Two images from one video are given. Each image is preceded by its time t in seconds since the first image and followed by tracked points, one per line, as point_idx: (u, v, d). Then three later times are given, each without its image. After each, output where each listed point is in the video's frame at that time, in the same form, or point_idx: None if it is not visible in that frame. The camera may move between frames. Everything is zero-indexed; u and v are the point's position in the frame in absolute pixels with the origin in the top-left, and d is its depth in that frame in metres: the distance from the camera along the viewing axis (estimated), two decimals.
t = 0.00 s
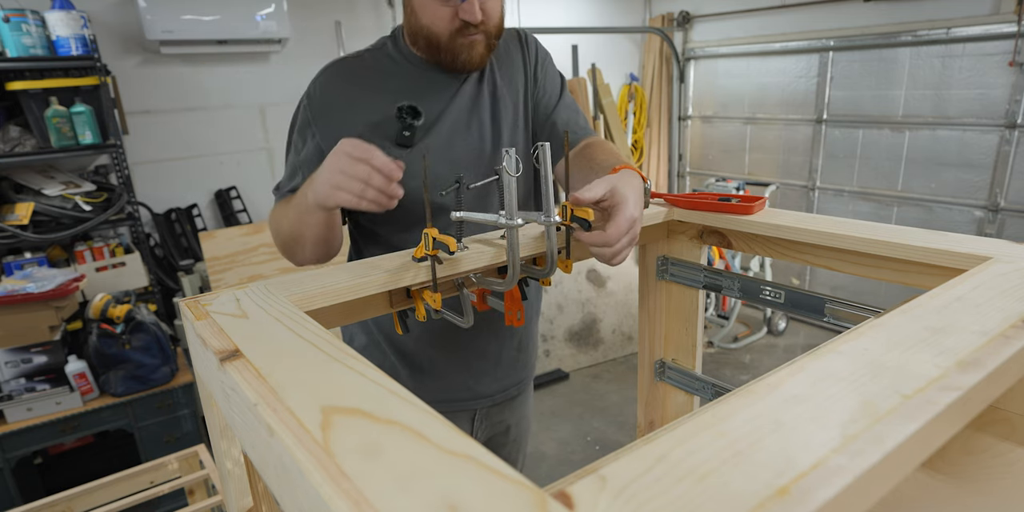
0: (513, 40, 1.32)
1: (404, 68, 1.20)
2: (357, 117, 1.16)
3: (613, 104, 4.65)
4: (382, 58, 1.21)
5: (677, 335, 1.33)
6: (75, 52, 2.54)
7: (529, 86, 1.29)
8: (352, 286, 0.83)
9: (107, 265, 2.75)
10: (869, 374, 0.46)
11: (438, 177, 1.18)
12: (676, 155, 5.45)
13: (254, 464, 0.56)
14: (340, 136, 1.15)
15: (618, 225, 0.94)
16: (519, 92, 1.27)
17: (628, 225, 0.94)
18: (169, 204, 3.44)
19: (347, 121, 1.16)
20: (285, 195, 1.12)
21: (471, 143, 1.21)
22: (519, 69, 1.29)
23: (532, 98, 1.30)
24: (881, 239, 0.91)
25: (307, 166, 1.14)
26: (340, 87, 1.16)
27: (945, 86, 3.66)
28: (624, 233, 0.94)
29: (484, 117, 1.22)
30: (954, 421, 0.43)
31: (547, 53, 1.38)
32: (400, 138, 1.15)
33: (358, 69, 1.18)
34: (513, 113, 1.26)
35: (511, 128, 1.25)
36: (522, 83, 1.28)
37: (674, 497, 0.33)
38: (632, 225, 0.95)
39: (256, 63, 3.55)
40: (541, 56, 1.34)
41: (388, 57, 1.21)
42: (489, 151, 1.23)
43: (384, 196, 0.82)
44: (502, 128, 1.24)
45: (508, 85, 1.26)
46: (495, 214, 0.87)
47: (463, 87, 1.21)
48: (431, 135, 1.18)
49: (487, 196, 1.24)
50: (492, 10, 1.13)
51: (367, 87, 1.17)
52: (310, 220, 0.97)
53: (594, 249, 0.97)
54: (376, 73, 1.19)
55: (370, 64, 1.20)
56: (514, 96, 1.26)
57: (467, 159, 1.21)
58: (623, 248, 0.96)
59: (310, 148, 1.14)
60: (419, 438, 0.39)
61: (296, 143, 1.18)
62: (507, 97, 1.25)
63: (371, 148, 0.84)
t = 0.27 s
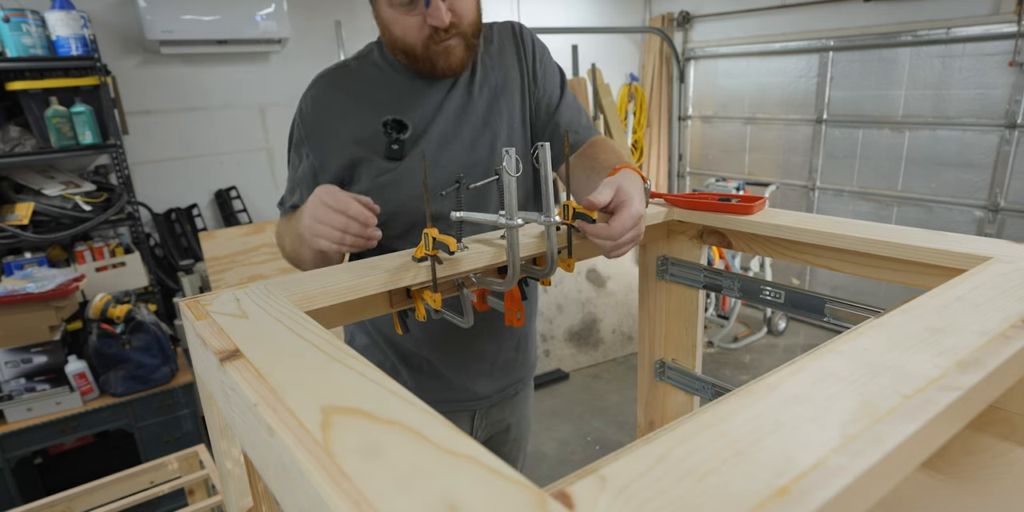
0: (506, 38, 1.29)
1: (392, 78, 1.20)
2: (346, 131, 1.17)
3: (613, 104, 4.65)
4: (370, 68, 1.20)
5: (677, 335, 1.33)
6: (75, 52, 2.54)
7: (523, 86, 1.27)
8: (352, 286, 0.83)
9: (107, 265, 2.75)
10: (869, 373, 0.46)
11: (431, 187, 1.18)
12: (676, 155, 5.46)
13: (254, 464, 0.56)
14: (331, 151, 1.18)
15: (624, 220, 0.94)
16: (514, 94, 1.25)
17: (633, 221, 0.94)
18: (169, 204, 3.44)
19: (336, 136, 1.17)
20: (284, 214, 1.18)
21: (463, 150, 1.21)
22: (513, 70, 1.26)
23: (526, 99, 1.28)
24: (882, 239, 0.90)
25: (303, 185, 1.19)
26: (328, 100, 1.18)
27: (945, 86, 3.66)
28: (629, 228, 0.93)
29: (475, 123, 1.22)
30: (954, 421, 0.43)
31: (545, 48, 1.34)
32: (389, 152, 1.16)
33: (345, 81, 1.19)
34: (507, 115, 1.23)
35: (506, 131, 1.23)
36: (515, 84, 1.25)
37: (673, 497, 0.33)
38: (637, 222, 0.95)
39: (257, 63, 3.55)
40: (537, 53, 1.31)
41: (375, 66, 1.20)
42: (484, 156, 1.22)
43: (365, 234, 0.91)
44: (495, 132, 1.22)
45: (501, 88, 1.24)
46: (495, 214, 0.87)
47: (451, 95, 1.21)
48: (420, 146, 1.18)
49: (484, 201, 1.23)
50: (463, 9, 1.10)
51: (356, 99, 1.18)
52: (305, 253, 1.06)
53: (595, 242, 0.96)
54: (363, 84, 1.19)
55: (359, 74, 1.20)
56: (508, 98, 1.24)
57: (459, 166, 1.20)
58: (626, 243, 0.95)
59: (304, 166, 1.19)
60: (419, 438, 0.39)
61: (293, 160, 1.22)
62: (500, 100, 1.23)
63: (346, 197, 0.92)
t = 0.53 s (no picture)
0: (499, 38, 1.28)
1: (383, 84, 1.18)
2: (341, 141, 1.18)
3: (613, 104, 4.65)
4: (362, 74, 1.20)
5: (677, 334, 1.33)
6: (75, 52, 2.54)
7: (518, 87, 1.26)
8: (352, 286, 0.83)
9: (107, 265, 2.75)
10: (869, 373, 0.46)
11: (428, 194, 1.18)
12: (676, 155, 5.46)
13: (254, 464, 0.56)
14: (328, 160, 1.19)
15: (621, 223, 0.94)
16: (509, 95, 1.23)
17: (632, 223, 0.94)
18: (169, 204, 3.44)
19: (331, 146, 1.18)
20: (287, 223, 1.21)
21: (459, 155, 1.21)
22: (507, 71, 1.25)
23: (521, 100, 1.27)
24: (882, 239, 0.90)
25: (304, 194, 1.22)
26: (322, 109, 1.18)
27: (945, 86, 3.66)
28: (628, 229, 0.94)
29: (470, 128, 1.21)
30: (954, 421, 0.43)
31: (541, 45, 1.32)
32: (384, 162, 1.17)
33: (336, 89, 1.18)
34: (503, 118, 1.22)
35: (502, 134, 1.22)
36: (510, 85, 1.24)
37: (674, 497, 0.33)
38: (637, 224, 0.95)
39: (257, 63, 3.55)
40: (531, 52, 1.29)
41: (366, 72, 1.19)
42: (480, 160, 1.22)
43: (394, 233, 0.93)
44: (491, 134, 1.22)
45: (495, 90, 1.23)
46: (495, 215, 0.87)
47: (444, 100, 1.19)
48: (416, 153, 1.19)
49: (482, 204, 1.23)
50: (441, 12, 1.08)
51: (349, 110, 1.18)
52: (321, 256, 1.06)
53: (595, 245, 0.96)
54: (356, 92, 1.19)
55: (350, 82, 1.19)
56: (503, 100, 1.23)
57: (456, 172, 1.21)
58: (625, 245, 0.95)
59: (303, 174, 1.21)
60: (419, 438, 0.39)
61: (291, 169, 1.24)
62: (494, 103, 1.22)
63: (376, 200, 0.94)
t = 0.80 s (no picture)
0: (505, 36, 1.28)
1: (392, 74, 1.18)
2: (349, 128, 1.16)
3: (613, 104, 4.64)
4: (371, 63, 1.19)
5: (677, 334, 1.33)
6: (75, 52, 2.54)
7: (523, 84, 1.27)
8: (352, 286, 0.83)
9: (107, 265, 2.75)
10: (869, 373, 0.46)
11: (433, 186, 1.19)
12: (676, 155, 5.46)
13: (254, 464, 0.56)
14: (335, 147, 1.17)
15: (618, 226, 0.94)
16: (514, 91, 1.25)
17: (627, 225, 0.95)
18: (169, 204, 3.44)
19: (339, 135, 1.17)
20: (292, 210, 1.18)
21: (463, 148, 1.23)
22: (513, 67, 1.26)
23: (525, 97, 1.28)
24: (881, 239, 0.91)
25: (310, 181, 1.18)
26: (330, 95, 1.16)
27: (945, 86, 3.66)
28: (623, 233, 0.94)
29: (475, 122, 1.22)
30: (954, 421, 0.43)
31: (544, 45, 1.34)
32: (390, 149, 1.17)
33: (345, 77, 1.17)
34: (507, 114, 1.24)
35: (506, 130, 1.24)
36: (515, 80, 1.25)
37: (674, 497, 0.33)
38: (632, 226, 0.96)
39: (257, 63, 3.55)
40: (536, 50, 1.30)
41: (375, 61, 1.18)
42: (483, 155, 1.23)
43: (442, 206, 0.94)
44: (495, 130, 1.23)
45: (500, 86, 1.24)
46: (495, 215, 0.87)
47: (451, 92, 1.20)
48: (422, 144, 1.19)
49: (484, 198, 1.24)
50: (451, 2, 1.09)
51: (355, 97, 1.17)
52: (351, 232, 1.05)
53: (594, 250, 0.97)
54: (364, 80, 1.18)
55: (357, 70, 1.18)
56: (507, 96, 1.24)
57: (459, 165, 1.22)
58: (623, 248, 0.96)
59: (311, 159, 1.17)
60: (419, 438, 0.39)
61: (294, 154, 1.19)
62: (499, 99, 1.23)
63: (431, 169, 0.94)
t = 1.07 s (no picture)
0: (508, 36, 1.29)
1: (395, 71, 1.18)
2: (352, 125, 1.16)
3: (613, 104, 4.64)
4: (375, 61, 1.19)
5: (677, 335, 1.33)
6: (75, 52, 2.54)
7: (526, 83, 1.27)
8: (352, 286, 0.83)
9: (107, 265, 2.75)
10: (869, 374, 0.46)
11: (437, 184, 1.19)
12: (676, 155, 5.47)
13: (255, 464, 0.56)
14: (338, 146, 1.17)
15: (618, 217, 0.95)
16: (517, 90, 1.25)
17: (628, 217, 0.96)
18: (169, 204, 3.44)
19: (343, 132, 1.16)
20: (294, 211, 1.17)
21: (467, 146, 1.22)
22: (515, 66, 1.26)
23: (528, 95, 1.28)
24: (881, 239, 0.91)
25: (313, 181, 1.17)
26: (334, 94, 1.16)
27: (945, 86, 3.66)
28: (623, 223, 0.95)
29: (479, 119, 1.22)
30: (954, 421, 0.43)
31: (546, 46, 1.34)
32: (394, 146, 1.16)
33: (350, 76, 1.18)
34: (511, 112, 1.24)
35: (509, 128, 1.24)
36: (518, 79, 1.26)
37: (674, 497, 0.33)
38: (632, 218, 0.97)
39: (256, 63, 3.55)
40: (539, 50, 1.31)
41: (379, 60, 1.19)
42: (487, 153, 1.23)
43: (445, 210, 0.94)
44: (499, 128, 1.23)
45: (504, 84, 1.24)
46: (495, 215, 0.87)
47: (455, 90, 1.20)
48: (426, 141, 1.18)
49: (487, 197, 1.24)
50: None
51: (360, 95, 1.17)
52: (354, 236, 1.05)
53: (592, 238, 0.97)
54: (368, 78, 1.18)
55: (361, 69, 1.18)
56: (511, 94, 1.24)
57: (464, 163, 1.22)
58: (622, 238, 0.96)
59: (313, 159, 1.17)
60: (419, 438, 0.39)
61: (297, 153, 1.18)
62: (503, 97, 1.24)
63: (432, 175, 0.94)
